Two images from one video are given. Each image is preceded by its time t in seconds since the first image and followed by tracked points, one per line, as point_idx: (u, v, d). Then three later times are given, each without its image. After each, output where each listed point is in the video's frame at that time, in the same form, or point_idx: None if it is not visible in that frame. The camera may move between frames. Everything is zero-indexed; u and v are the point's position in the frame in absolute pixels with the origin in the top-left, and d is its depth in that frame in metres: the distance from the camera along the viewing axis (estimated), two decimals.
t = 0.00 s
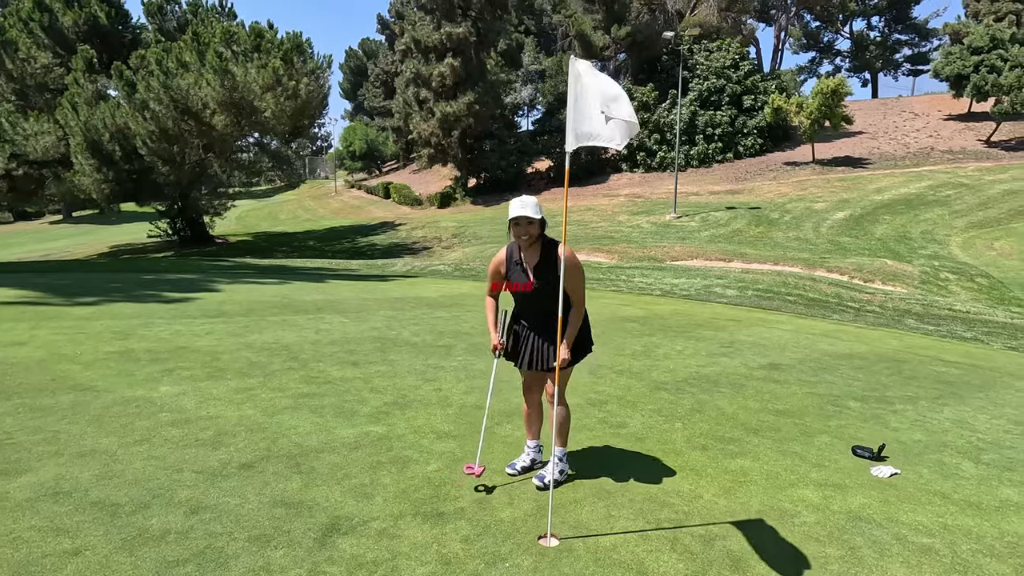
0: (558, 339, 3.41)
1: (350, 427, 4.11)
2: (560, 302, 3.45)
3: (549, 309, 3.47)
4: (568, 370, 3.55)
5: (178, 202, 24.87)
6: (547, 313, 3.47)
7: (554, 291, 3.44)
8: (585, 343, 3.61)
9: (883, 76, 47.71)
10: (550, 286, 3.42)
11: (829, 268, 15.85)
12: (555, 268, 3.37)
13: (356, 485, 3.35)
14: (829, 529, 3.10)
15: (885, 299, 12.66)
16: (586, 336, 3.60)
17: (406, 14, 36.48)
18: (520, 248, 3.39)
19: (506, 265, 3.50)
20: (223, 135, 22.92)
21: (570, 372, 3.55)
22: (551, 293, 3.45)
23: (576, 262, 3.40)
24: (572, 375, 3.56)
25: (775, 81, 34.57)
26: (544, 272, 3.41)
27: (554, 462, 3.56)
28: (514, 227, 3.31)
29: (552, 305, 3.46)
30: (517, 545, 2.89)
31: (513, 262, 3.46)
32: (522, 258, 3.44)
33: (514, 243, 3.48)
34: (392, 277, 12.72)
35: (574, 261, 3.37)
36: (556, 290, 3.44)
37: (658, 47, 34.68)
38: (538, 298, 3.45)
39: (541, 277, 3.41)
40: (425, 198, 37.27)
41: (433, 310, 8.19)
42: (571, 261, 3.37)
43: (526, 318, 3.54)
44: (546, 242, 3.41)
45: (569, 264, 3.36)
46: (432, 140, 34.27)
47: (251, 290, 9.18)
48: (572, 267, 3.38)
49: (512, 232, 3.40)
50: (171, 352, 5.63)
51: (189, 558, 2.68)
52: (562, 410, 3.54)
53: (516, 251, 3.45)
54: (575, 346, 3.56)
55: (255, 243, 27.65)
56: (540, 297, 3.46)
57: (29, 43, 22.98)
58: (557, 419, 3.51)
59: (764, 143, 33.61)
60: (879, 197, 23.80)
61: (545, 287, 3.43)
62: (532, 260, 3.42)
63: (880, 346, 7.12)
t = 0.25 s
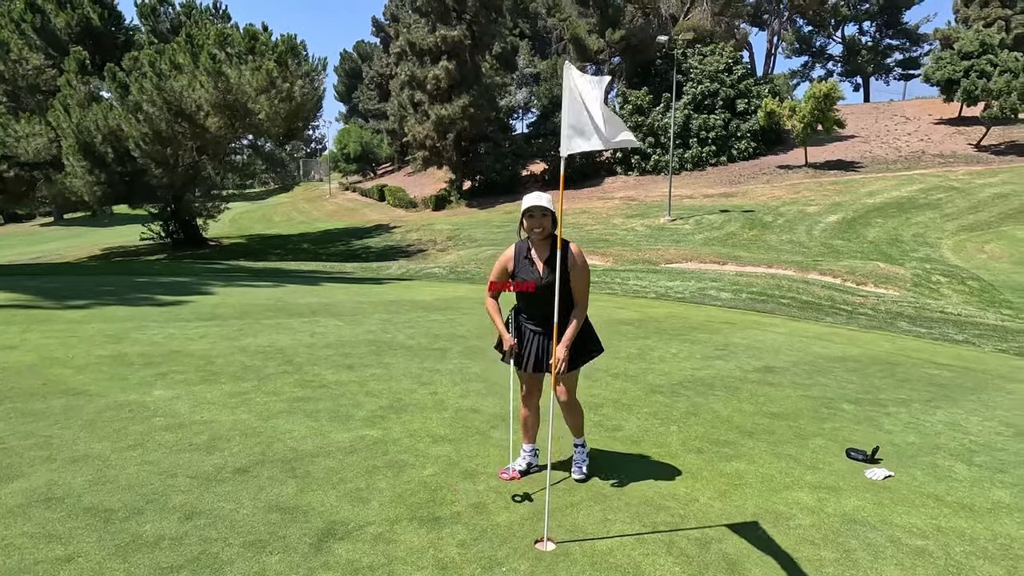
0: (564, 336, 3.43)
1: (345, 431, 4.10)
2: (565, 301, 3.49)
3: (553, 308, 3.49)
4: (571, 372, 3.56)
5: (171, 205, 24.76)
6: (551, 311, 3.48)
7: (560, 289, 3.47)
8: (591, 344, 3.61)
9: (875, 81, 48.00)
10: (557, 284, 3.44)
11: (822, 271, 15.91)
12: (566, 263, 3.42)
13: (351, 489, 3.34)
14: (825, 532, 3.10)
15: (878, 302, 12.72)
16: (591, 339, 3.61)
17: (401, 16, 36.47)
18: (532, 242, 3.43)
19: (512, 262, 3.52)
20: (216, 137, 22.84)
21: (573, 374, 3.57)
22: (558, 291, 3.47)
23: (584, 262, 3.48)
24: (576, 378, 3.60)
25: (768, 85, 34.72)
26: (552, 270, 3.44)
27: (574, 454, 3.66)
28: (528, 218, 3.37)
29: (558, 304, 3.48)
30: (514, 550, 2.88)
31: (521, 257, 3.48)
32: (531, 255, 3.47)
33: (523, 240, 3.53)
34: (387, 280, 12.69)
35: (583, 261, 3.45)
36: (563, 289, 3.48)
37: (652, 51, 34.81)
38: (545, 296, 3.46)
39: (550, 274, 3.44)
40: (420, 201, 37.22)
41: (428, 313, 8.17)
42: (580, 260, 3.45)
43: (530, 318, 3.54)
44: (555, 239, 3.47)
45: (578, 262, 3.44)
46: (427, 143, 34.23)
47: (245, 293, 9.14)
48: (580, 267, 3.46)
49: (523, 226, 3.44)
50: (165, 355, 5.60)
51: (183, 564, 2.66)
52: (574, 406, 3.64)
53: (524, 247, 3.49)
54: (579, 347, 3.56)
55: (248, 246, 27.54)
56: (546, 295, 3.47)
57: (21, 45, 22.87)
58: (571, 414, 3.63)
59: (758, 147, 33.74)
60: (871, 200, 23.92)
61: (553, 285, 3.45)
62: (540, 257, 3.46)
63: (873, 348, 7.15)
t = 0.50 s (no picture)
0: (583, 344, 3.48)
1: (338, 439, 4.09)
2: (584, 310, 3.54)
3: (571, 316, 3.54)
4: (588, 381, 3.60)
5: (163, 208, 24.64)
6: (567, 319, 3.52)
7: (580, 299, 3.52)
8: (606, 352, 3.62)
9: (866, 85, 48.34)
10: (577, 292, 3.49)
11: (814, 274, 15.99)
12: (587, 274, 3.48)
13: (345, 499, 3.33)
14: (816, 539, 3.12)
15: (868, 305, 12.80)
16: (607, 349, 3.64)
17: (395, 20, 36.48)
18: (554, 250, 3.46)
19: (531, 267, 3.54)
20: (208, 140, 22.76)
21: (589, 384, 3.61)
22: (576, 301, 3.52)
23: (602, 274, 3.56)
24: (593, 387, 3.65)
25: (760, 89, 34.91)
26: (573, 277, 3.48)
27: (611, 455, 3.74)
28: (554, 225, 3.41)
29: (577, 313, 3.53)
30: (508, 559, 2.88)
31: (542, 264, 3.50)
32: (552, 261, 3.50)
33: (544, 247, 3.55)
34: (380, 284, 12.66)
35: (603, 271, 3.53)
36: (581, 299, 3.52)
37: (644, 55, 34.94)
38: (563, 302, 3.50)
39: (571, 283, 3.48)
40: (413, 204, 37.17)
41: (421, 318, 8.17)
42: (599, 271, 3.52)
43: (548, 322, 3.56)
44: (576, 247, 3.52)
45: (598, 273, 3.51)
46: (420, 146, 34.19)
47: (237, 298, 9.11)
48: (599, 277, 3.53)
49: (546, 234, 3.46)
50: (156, 363, 5.58)
51: None
52: (602, 410, 3.73)
53: (545, 255, 3.51)
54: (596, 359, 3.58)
55: (240, 249, 27.43)
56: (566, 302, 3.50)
57: (11, 47, 22.73)
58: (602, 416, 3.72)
59: (750, 150, 33.90)
60: (862, 204, 24.08)
61: (574, 293, 3.50)
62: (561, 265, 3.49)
63: (864, 353, 7.20)
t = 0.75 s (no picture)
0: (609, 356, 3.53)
1: (324, 446, 4.07)
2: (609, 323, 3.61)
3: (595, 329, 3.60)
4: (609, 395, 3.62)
5: (151, 211, 24.48)
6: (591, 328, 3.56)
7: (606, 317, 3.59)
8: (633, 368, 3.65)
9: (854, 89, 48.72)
10: (602, 308, 3.56)
11: (803, 277, 16.09)
12: (612, 290, 3.56)
13: (329, 507, 3.31)
14: (802, 543, 3.13)
15: (856, 308, 12.88)
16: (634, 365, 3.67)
17: (385, 23, 36.47)
18: (581, 265, 3.57)
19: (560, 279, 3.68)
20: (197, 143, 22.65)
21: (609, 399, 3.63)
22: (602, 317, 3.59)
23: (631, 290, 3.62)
24: (615, 403, 3.69)
25: (749, 93, 35.12)
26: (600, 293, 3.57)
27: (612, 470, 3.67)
28: (578, 240, 3.53)
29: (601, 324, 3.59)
30: (493, 567, 2.87)
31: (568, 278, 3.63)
32: (578, 278, 3.61)
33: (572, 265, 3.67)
34: (370, 289, 12.63)
35: (631, 288, 3.60)
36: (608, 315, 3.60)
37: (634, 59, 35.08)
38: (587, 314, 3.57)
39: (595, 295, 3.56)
40: (404, 208, 37.11)
41: (411, 322, 8.15)
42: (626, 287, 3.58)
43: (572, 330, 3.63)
44: (604, 264, 3.63)
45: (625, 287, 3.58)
46: (411, 149, 34.16)
47: (225, 303, 9.06)
48: (626, 294, 3.60)
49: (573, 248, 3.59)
50: (140, 369, 5.53)
51: None
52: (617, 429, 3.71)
53: (573, 270, 3.64)
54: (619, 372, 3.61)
55: (230, 253, 27.28)
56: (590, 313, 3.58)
57: None
58: (611, 431, 3.71)
59: (740, 154, 34.08)
60: (850, 206, 24.26)
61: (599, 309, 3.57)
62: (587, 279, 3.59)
63: (852, 355, 7.24)
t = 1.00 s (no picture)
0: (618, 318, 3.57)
1: (302, 455, 4.03)
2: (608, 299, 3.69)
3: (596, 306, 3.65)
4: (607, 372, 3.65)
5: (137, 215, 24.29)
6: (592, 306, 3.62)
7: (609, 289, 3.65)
8: (633, 347, 3.72)
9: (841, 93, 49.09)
10: (601, 277, 3.62)
11: (790, 279, 16.18)
12: (614, 263, 3.68)
13: (303, 519, 3.28)
14: (780, 552, 3.12)
15: (842, 311, 12.95)
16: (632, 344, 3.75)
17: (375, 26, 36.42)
18: (582, 240, 3.68)
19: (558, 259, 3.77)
20: (184, 146, 22.49)
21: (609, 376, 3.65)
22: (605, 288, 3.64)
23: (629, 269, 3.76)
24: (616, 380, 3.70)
25: (737, 97, 35.32)
26: (603, 263, 3.66)
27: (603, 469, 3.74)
28: (580, 219, 3.59)
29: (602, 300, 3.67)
30: None
31: (568, 253, 3.73)
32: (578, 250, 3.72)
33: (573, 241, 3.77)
34: (358, 293, 12.56)
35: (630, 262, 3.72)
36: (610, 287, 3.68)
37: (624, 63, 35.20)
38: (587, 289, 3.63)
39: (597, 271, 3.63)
40: (394, 211, 37.01)
41: (396, 327, 8.10)
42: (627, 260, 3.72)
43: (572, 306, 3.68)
44: (605, 240, 3.74)
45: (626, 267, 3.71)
46: (401, 153, 34.10)
47: (208, 308, 8.99)
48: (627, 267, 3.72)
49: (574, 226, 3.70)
50: (117, 377, 5.46)
51: None
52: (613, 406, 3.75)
53: (573, 247, 3.75)
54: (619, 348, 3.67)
55: (217, 257, 27.11)
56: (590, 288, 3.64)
57: None
58: (605, 421, 3.75)
59: (728, 157, 34.25)
60: (837, 209, 24.43)
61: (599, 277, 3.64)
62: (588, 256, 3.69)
63: (836, 358, 7.26)
